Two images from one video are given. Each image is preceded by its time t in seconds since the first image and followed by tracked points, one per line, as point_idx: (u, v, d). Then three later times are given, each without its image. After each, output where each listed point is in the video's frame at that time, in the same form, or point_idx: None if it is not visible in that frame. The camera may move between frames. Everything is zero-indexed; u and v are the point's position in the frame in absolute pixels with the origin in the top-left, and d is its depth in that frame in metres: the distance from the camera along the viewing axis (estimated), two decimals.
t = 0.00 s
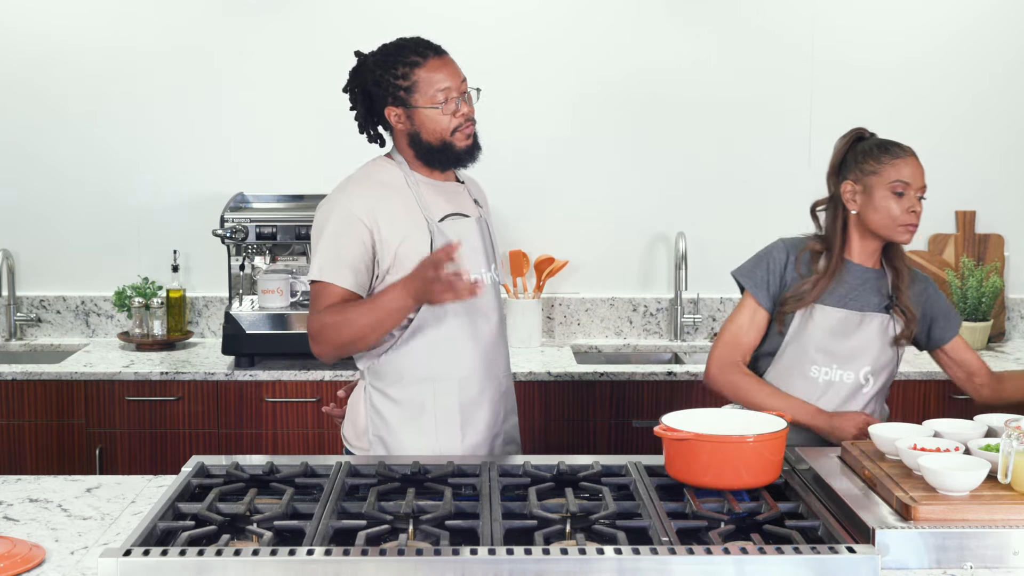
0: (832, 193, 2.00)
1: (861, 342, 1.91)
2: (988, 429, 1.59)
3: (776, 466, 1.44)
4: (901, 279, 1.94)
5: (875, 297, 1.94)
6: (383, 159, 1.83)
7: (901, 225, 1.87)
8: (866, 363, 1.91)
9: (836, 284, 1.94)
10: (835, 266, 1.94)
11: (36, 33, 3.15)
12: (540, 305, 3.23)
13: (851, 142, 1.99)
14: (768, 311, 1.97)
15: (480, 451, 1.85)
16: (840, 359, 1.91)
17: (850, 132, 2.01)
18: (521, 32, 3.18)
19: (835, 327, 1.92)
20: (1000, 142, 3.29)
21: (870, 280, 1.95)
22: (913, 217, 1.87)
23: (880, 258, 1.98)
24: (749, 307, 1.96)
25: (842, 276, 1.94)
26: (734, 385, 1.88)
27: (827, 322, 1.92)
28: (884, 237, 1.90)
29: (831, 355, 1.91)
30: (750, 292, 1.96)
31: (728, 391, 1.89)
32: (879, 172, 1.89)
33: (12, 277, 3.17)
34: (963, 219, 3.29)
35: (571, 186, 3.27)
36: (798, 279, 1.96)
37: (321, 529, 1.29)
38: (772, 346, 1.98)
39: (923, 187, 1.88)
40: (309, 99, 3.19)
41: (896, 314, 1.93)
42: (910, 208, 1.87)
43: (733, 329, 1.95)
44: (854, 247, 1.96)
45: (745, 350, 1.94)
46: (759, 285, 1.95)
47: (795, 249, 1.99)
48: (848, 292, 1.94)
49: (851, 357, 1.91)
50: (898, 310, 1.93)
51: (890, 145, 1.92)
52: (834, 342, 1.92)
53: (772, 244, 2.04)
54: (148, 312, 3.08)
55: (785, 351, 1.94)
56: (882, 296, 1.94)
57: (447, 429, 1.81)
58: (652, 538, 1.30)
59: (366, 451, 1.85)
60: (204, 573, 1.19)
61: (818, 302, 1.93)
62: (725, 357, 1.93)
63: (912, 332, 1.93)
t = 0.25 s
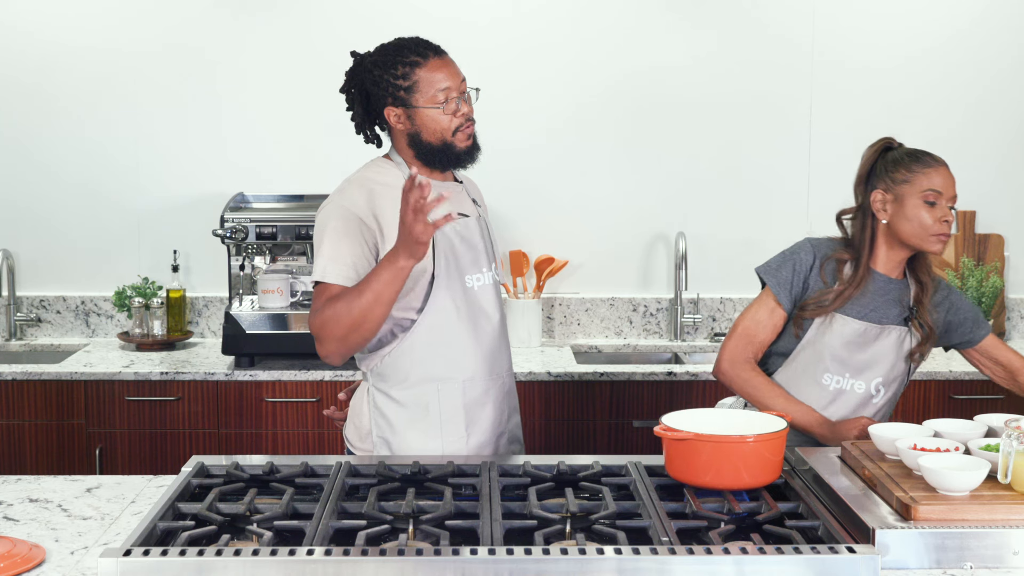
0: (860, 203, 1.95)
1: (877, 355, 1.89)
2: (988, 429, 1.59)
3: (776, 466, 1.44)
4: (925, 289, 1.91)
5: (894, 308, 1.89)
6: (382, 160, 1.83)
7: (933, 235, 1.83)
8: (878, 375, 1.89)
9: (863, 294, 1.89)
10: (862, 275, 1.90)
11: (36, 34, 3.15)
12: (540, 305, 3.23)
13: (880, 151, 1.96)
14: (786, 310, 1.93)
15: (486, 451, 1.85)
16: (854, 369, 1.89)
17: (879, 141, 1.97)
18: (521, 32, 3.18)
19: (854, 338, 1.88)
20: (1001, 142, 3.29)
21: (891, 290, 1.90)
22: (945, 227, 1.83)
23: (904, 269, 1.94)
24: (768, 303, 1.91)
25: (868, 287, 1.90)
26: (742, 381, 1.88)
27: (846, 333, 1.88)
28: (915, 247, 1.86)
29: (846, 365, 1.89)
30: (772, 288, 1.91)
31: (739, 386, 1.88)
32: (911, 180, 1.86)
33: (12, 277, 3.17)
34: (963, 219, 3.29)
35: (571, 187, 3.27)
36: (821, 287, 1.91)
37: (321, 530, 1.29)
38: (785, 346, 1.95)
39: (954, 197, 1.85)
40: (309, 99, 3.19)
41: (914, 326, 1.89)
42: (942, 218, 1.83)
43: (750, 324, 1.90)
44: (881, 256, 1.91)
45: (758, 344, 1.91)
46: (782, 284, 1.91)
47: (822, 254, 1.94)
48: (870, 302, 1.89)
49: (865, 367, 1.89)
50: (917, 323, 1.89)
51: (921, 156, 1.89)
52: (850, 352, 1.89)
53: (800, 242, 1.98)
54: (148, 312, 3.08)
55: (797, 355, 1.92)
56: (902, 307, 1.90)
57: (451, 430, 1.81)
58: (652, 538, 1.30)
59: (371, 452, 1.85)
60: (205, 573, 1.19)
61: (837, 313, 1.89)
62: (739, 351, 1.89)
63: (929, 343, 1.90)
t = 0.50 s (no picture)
0: (875, 208, 1.92)
1: (884, 359, 1.88)
2: (988, 429, 1.59)
3: (776, 466, 1.44)
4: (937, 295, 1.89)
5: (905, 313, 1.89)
6: (381, 160, 1.83)
7: (947, 242, 1.79)
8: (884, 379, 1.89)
9: (874, 299, 1.88)
10: (874, 281, 1.87)
11: (36, 34, 3.15)
12: (540, 305, 3.23)
13: (895, 155, 1.91)
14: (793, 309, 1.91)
15: (486, 451, 1.85)
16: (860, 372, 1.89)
17: (895, 145, 1.93)
18: (521, 32, 3.18)
19: (861, 342, 1.88)
20: (1001, 143, 3.29)
21: (904, 294, 1.89)
22: (959, 234, 1.79)
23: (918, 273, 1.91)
24: (776, 299, 1.89)
25: (880, 292, 1.88)
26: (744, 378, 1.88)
27: (854, 336, 1.87)
28: (929, 254, 1.82)
29: (851, 368, 1.89)
30: (781, 284, 1.89)
31: (740, 380, 1.88)
32: (926, 187, 1.81)
33: (12, 277, 3.17)
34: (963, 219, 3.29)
35: (571, 187, 3.27)
36: (832, 288, 1.90)
37: (321, 530, 1.29)
38: (790, 344, 1.95)
39: (970, 204, 1.80)
40: (309, 99, 3.20)
41: (924, 332, 1.89)
42: (956, 225, 1.79)
43: (755, 319, 1.89)
44: (893, 262, 1.88)
45: (762, 341, 1.89)
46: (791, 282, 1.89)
47: (836, 255, 1.92)
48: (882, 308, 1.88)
49: (871, 371, 1.89)
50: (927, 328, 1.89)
51: (937, 160, 1.83)
52: (856, 356, 1.88)
53: (813, 241, 1.96)
54: (148, 311, 3.08)
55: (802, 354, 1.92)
56: (912, 312, 1.89)
57: (451, 430, 1.81)
58: (652, 538, 1.30)
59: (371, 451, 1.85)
60: (205, 573, 1.19)
61: (848, 315, 1.88)
62: (741, 346, 1.88)
63: (938, 350, 1.90)
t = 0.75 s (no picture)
0: (881, 213, 1.91)
1: (885, 364, 1.88)
2: (988, 429, 1.59)
3: (776, 466, 1.44)
4: (943, 303, 1.86)
5: (910, 319, 1.87)
6: (382, 160, 1.83)
7: (952, 250, 1.77)
8: (884, 383, 1.89)
9: (878, 305, 1.86)
10: (878, 287, 1.85)
11: (36, 34, 3.15)
12: (540, 305, 3.23)
13: (903, 162, 1.90)
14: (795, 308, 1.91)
15: (485, 451, 1.85)
16: (860, 375, 1.88)
17: (904, 152, 1.91)
18: (521, 32, 3.18)
19: (863, 346, 1.87)
20: (1000, 143, 3.29)
21: (908, 300, 1.86)
22: (965, 242, 1.77)
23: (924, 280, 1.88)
24: (779, 296, 1.89)
25: (885, 298, 1.86)
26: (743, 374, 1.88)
27: (856, 340, 1.87)
28: (933, 262, 1.80)
29: (852, 371, 1.88)
30: (785, 282, 1.89)
31: (741, 375, 1.88)
32: (932, 193, 1.80)
33: (12, 277, 3.17)
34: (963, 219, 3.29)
35: (571, 187, 3.27)
36: (837, 291, 1.88)
37: (321, 530, 1.29)
38: (792, 343, 1.95)
39: (976, 213, 1.79)
40: (309, 99, 3.19)
41: (926, 339, 1.88)
42: (961, 233, 1.77)
43: (757, 315, 1.89)
44: (898, 268, 1.87)
45: (763, 337, 1.89)
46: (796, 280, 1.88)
47: (843, 258, 1.90)
48: (886, 314, 1.86)
49: (871, 375, 1.88)
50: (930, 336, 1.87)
51: (945, 167, 1.82)
52: (858, 359, 1.88)
53: (823, 240, 1.94)
54: (148, 312, 3.08)
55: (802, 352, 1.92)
56: (917, 319, 1.87)
57: (450, 431, 1.81)
58: (652, 538, 1.30)
59: (370, 451, 1.85)
60: (205, 573, 1.19)
61: (850, 319, 1.87)
62: (743, 341, 1.88)
63: (941, 356, 1.89)
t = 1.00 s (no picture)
0: (885, 220, 1.90)
1: (884, 371, 1.88)
2: (988, 429, 1.59)
3: (776, 466, 1.44)
4: (944, 312, 1.85)
5: (910, 327, 1.87)
6: (383, 159, 1.83)
7: (952, 259, 1.76)
8: (881, 388, 1.89)
9: (879, 313, 1.86)
10: (879, 295, 1.84)
11: (36, 34, 3.15)
12: (540, 305, 3.23)
13: (910, 168, 1.88)
14: (797, 310, 1.90)
15: (483, 451, 1.85)
16: (857, 380, 1.89)
17: (911, 159, 1.90)
18: (521, 32, 3.18)
19: (862, 352, 1.87)
20: (1000, 143, 3.29)
21: (910, 308, 1.86)
22: (965, 252, 1.75)
23: (927, 288, 1.87)
24: (781, 297, 1.89)
25: (886, 306, 1.85)
26: (742, 373, 1.88)
27: (856, 347, 1.87)
28: (933, 270, 1.79)
29: (849, 376, 1.89)
30: (787, 284, 1.88)
31: (738, 373, 1.88)
32: (935, 201, 1.78)
33: (12, 277, 3.17)
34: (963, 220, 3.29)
35: (570, 187, 3.27)
36: (839, 296, 1.87)
37: (321, 530, 1.29)
38: (792, 345, 1.95)
39: (980, 222, 1.77)
40: (309, 99, 3.20)
41: (926, 347, 1.87)
42: (963, 242, 1.75)
43: (758, 315, 1.89)
44: (900, 276, 1.86)
45: (763, 337, 1.89)
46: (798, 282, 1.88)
47: (847, 264, 1.89)
48: (887, 322, 1.86)
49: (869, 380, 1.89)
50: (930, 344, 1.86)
51: (951, 175, 1.80)
52: (856, 364, 1.88)
53: (828, 244, 1.94)
54: (148, 312, 3.08)
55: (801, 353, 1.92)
56: (918, 327, 1.87)
57: (448, 430, 1.81)
58: (652, 538, 1.30)
59: (369, 450, 1.85)
60: (205, 573, 1.19)
61: (849, 327, 1.87)
62: (743, 340, 1.89)
63: (941, 364, 1.88)
